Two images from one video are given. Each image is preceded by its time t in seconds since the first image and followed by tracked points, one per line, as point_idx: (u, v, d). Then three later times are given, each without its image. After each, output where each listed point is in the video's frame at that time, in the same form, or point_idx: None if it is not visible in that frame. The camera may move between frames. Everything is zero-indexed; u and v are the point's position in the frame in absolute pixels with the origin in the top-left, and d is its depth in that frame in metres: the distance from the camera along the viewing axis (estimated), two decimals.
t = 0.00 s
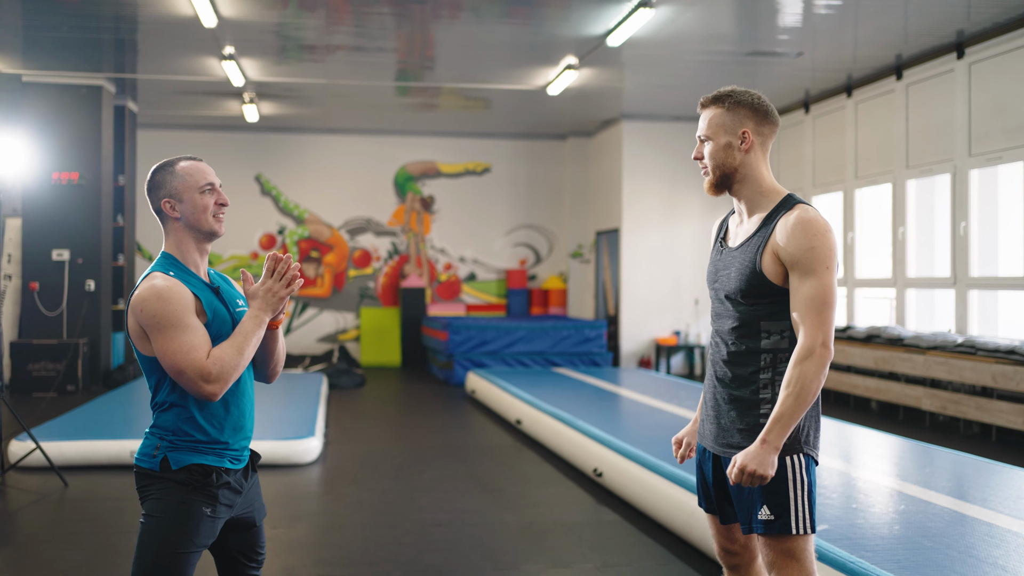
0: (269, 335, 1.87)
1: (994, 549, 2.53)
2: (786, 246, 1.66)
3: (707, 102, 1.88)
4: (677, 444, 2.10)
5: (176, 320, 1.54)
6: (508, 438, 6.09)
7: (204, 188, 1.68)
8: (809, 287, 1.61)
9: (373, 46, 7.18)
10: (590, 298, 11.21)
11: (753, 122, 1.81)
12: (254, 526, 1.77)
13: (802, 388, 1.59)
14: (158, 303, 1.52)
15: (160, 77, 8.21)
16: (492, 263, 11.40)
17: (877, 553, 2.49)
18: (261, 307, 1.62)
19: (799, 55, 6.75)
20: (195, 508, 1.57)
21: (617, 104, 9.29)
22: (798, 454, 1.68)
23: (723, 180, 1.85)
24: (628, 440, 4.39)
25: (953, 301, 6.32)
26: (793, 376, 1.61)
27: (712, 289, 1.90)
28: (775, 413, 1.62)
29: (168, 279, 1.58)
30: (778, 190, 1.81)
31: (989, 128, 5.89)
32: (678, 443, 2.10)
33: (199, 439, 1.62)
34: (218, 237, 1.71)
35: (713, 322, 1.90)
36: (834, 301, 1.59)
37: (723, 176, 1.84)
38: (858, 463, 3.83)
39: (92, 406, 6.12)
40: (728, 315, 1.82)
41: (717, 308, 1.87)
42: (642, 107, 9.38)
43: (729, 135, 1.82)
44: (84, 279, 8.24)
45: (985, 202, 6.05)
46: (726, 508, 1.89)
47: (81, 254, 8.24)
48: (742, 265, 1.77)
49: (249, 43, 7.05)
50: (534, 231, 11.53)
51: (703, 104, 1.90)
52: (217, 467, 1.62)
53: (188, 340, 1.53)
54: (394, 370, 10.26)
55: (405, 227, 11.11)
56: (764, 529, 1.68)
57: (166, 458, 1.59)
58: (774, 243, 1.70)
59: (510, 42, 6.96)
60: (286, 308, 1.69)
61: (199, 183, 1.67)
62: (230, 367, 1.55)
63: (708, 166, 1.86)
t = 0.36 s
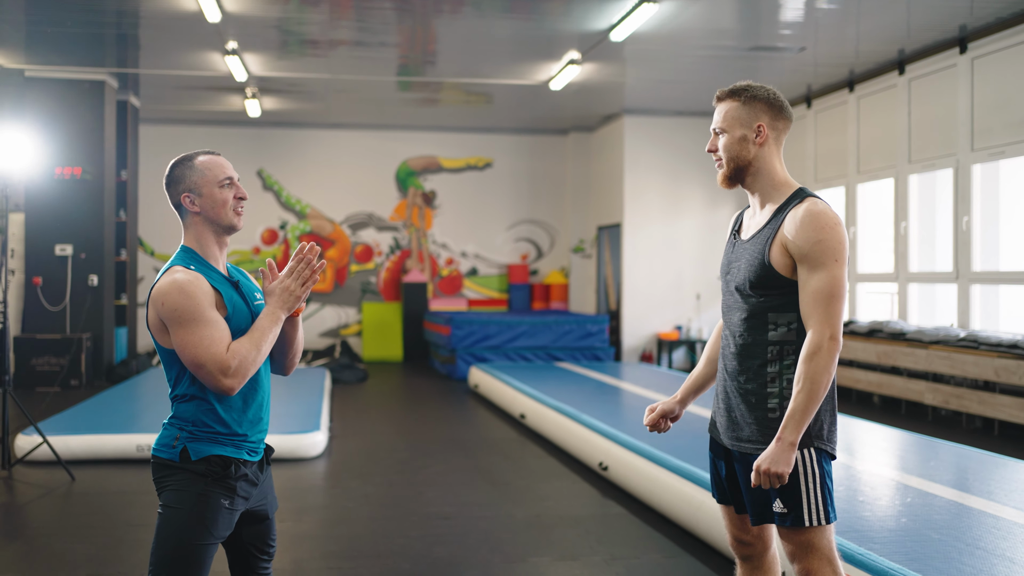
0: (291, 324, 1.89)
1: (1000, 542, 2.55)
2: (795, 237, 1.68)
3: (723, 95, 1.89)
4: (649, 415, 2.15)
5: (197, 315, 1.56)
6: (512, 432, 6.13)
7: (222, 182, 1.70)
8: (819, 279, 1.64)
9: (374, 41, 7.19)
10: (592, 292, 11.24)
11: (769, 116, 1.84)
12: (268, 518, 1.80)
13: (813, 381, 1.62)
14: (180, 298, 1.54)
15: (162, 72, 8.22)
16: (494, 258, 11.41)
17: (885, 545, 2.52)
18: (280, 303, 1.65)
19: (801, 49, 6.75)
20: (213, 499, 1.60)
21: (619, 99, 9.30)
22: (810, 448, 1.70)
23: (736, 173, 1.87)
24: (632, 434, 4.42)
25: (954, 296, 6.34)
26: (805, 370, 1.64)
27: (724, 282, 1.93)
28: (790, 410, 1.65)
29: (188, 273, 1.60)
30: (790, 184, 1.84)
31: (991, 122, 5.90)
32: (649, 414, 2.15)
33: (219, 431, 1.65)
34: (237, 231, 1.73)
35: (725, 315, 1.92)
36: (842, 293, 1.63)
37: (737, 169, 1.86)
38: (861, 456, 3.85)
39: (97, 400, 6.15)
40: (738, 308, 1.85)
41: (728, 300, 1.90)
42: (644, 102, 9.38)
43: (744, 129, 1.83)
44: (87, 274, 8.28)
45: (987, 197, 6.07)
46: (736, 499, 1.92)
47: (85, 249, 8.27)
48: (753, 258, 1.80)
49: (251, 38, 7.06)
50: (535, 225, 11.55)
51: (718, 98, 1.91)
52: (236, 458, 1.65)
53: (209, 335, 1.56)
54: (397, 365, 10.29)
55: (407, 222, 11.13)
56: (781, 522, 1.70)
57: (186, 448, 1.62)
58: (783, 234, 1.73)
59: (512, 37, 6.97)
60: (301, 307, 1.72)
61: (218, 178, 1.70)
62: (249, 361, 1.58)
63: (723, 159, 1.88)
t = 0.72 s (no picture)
0: (293, 328, 1.92)
1: (1002, 536, 2.57)
2: (795, 235, 1.70)
3: (714, 97, 1.90)
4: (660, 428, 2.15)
5: (204, 309, 1.57)
6: (513, 428, 6.15)
7: (228, 182, 1.71)
8: (817, 275, 1.66)
9: (373, 38, 7.19)
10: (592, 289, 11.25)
11: (761, 117, 1.85)
12: (277, 515, 1.82)
13: (807, 372, 1.65)
14: (187, 293, 1.55)
15: (163, 69, 8.23)
16: (494, 254, 11.42)
17: (886, 540, 2.53)
18: (289, 295, 1.67)
19: (801, 45, 6.76)
20: (223, 496, 1.62)
21: (619, 95, 9.30)
22: (809, 440, 1.73)
23: (731, 174, 1.88)
24: (634, 429, 4.43)
25: (954, 291, 6.36)
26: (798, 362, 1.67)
27: (722, 279, 1.94)
28: (780, 399, 1.67)
29: (195, 270, 1.62)
30: (783, 183, 1.86)
31: (991, 118, 5.91)
32: (660, 428, 2.15)
33: (229, 427, 1.66)
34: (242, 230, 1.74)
35: (722, 312, 1.93)
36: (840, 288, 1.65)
37: (731, 170, 1.87)
38: (861, 450, 3.87)
39: (99, 397, 6.17)
40: (738, 305, 1.86)
41: (726, 298, 1.91)
42: (643, 98, 9.39)
43: (737, 131, 1.84)
44: (88, 271, 8.29)
45: (987, 193, 6.09)
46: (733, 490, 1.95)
47: (86, 246, 8.28)
48: (752, 256, 1.81)
49: (251, 35, 7.07)
50: (535, 222, 11.55)
51: (710, 100, 1.92)
52: (246, 455, 1.67)
53: (217, 329, 1.57)
54: (397, 361, 10.31)
55: (407, 219, 11.14)
56: (780, 514, 1.72)
57: (196, 445, 1.64)
58: (782, 232, 1.74)
59: (512, 33, 6.97)
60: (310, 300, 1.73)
61: (223, 177, 1.70)
62: (258, 353, 1.59)
63: (717, 161, 1.88)
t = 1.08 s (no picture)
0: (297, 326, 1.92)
1: (995, 532, 2.59)
2: (778, 237, 1.74)
3: (689, 104, 1.92)
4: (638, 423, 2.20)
5: (197, 312, 1.59)
6: (512, 424, 6.17)
7: (227, 182, 1.72)
8: (800, 275, 1.70)
9: (372, 35, 7.19)
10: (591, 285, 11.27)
11: (736, 123, 1.88)
12: (276, 512, 1.83)
13: (801, 369, 1.69)
14: (180, 294, 1.57)
15: (162, 66, 8.23)
16: (492, 251, 11.43)
17: (880, 536, 2.55)
18: (292, 307, 1.67)
19: (799, 42, 6.76)
20: (221, 493, 1.63)
21: (618, 92, 9.30)
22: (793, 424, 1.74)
23: (709, 178, 1.89)
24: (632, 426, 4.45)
25: (952, 288, 6.38)
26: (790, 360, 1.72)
27: (704, 279, 1.96)
28: (784, 398, 1.70)
29: (191, 271, 1.63)
30: (760, 186, 1.88)
31: (989, 114, 5.92)
32: (639, 424, 2.19)
33: (226, 426, 1.67)
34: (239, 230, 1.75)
35: (706, 310, 1.96)
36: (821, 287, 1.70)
37: (709, 174, 1.88)
38: (857, 447, 3.89)
39: (98, 394, 6.18)
40: (723, 304, 1.88)
41: (710, 297, 1.93)
42: (642, 95, 9.39)
43: (714, 136, 1.87)
44: (87, 268, 8.30)
45: (984, 190, 6.10)
46: (719, 479, 1.96)
47: (84, 243, 8.28)
48: (734, 257, 1.83)
49: (250, 32, 7.07)
50: (534, 219, 11.57)
51: (684, 106, 1.94)
52: (243, 453, 1.68)
53: (209, 332, 1.58)
54: (396, 358, 10.33)
55: (406, 216, 11.14)
56: (762, 493, 1.74)
57: (194, 443, 1.65)
58: (765, 234, 1.78)
59: (511, 31, 6.97)
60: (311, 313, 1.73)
61: (222, 178, 1.71)
62: (247, 362, 1.59)
63: (694, 165, 1.90)
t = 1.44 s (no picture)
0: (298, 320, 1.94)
1: (990, 527, 2.60)
2: (762, 227, 1.77)
3: (675, 103, 1.94)
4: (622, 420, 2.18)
5: (181, 312, 1.59)
6: (511, 420, 6.19)
7: (225, 178, 1.73)
8: (786, 264, 1.73)
9: (371, 32, 7.20)
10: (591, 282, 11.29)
11: (720, 122, 1.91)
12: (274, 507, 1.85)
13: (790, 355, 1.70)
14: (168, 292, 1.57)
15: (161, 62, 8.23)
16: (492, 247, 11.44)
17: (874, 530, 2.57)
18: (283, 332, 1.61)
19: (798, 39, 6.77)
20: (219, 487, 1.65)
21: (618, 89, 9.31)
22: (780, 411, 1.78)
23: (694, 175, 1.91)
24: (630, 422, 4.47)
25: (951, 284, 6.40)
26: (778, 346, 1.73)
27: (694, 274, 1.98)
28: (772, 383, 1.72)
29: (186, 268, 1.63)
30: (744, 181, 1.91)
31: (988, 110, 5.92)
32: (623, 420, 2.18)
33: (224, 420, 1.69)
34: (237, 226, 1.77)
35: (699, 304, 1.98)
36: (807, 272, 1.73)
37: (694, 172, 1.91)
38: (855, 443, 3.90)
39: (98, 390, 6.20)
40: (714, 296, 1.90)
41: (702, 291, 1.95)
42: (641, 92, 9.40)
43: (700, 134, 1.89)
44: (87, 264, 8.31)
45: (983, 187, 6.11)
46: (715, 468, 1.99)
47: (84, 240, 8.29)
48: (722, 250, 1.86)
49: (249, 29, 7.08)
50: (534, 215, 11.57)
51: (670, 105, 1.96)
52: (241, 447, 1.69)
53: (189, 334, 1.58)
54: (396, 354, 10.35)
55: (405, 212, 11.15)
56: (743, 480, 1.78)
57: (192, 438, 1.67)
58: (750, 226, 1.80)
59: (510, 27, 6.98)
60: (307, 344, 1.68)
61: (220, 174, 1.73)
62: (218, 375, 1.57)
63: (680, 163, 1.92)
